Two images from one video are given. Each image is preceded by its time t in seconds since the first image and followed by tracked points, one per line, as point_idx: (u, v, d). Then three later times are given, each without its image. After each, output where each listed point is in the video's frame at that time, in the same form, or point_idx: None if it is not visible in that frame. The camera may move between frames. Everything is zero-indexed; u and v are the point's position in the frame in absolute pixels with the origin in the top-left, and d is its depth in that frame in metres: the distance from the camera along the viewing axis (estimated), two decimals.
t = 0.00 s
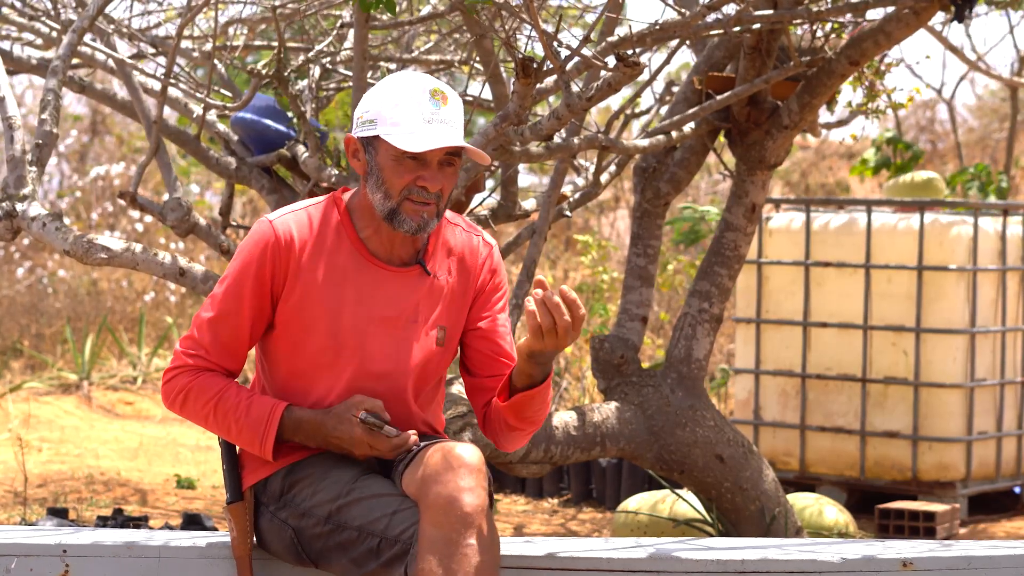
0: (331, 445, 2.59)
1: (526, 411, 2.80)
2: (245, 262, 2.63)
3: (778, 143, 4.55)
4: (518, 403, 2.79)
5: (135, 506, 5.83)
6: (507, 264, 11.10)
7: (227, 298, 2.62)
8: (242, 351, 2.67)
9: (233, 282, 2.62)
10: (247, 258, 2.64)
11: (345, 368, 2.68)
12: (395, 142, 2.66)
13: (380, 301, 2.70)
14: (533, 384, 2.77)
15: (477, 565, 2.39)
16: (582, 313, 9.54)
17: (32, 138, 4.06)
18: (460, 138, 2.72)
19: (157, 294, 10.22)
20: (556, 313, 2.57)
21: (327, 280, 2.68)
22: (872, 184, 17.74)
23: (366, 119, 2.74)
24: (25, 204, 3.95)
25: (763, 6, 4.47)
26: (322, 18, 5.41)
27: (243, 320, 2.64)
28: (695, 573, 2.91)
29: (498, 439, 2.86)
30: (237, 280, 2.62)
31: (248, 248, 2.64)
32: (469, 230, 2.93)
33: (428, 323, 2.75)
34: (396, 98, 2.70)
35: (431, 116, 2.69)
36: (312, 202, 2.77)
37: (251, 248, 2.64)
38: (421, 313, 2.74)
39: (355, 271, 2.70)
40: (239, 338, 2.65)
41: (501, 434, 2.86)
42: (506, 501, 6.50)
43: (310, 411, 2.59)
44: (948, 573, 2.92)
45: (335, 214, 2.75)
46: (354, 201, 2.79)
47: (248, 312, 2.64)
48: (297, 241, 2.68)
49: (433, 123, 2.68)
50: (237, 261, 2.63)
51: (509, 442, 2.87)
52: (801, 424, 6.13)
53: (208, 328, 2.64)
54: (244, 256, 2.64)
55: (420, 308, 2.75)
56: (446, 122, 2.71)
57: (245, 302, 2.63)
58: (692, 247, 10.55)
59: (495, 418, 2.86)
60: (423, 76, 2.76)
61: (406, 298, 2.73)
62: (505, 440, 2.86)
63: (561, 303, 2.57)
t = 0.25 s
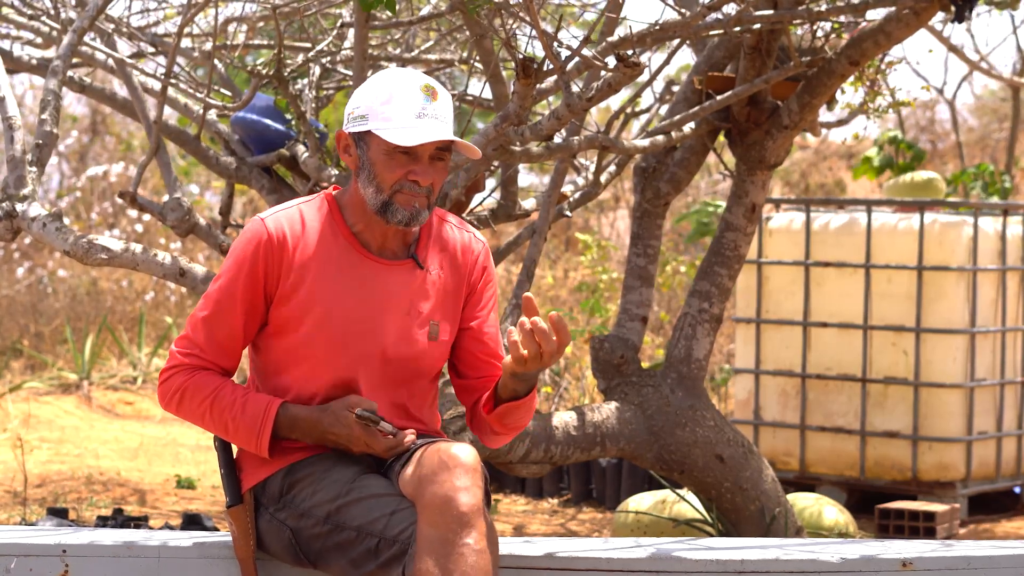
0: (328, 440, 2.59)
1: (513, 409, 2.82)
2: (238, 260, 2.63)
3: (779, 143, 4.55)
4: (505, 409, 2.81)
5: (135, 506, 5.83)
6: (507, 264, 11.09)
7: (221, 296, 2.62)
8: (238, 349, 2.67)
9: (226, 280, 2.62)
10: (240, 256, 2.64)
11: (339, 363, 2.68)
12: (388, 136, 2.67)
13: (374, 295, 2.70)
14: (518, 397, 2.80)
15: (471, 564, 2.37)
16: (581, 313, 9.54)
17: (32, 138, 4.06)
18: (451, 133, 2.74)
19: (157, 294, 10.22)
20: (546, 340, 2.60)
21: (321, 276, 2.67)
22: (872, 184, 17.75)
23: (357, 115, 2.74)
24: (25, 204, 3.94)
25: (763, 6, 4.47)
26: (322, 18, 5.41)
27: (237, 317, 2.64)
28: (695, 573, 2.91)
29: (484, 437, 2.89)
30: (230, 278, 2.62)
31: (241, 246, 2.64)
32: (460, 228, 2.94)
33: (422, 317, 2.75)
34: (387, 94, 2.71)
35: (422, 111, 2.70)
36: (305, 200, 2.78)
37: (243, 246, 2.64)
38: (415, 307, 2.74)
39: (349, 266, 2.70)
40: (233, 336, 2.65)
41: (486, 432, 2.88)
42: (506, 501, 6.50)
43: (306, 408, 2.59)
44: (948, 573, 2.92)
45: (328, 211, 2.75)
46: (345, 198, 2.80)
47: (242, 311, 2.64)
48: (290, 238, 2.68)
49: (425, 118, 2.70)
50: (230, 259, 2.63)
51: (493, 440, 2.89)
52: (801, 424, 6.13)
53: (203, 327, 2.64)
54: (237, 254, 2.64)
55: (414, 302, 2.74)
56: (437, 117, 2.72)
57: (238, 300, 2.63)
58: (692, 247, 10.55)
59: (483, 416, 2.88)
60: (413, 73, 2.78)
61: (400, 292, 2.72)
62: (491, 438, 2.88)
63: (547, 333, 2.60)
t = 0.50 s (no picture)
0: (325, 444, 2.59)
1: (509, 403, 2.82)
2: (234, 259, 2.63)
3: (778, 143, 4.55)
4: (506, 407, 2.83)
5: (135, 506, 5.83)
6: (506, 264, 11.10)
7: (217, 296, 2.62)
8: (234, 350, 2.67)
9: (221, 280, 2.62)
10: (235, 255, 2.63)
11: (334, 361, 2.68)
12: (384, 132, 2.67)
13: (369, 293, 2.70)
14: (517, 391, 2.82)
15: (469, 564, 2.37)
16: (581, 313, 9.54)
17: (32, 139, 4.06)
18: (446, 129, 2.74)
19: (157, 294, 10.22)
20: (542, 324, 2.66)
21: (315, 274, 2.67)
22: (872, 183, 17.75)
23: (352, 112, 2.74)
24: (24, 204, 3.94)
25: (763, 6, 4.47)
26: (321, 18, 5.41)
27: (233, 317, 2.64)
28: (694, 573, 2.91)
29: (480, 433, 2.88)
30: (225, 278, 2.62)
31: (236, 245, 2.64)
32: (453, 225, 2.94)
33: (417, 314, 2.75)
34: (382, 89, 2.71)
35: (417, 107, 2.70)
36: (299, 199, 2.78)
37: (238, 245, 2.64)
38: (410, 305, 2.74)
39: (344, 264, 2.70)
40: (230, 336, 2.65)
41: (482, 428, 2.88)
42: (506, 501, 6.50)
43: (305, 411, 2.60)
44: (947, 572, 2.92)
45: (322, 209, 2.75)
46: (338, 196, 2.79)
47: (238, 310, 2.64)
48: (284, 237, 2.68)
49: (420, 114, 2.69)
50: (225, 259, 2.63)
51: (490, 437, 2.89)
52: (801, 424, 6.13)
53: (199, 327, 2.64)
54: (232, 254, 2.64)
55: (408, 299, 2.74)
56: (432, 114, 2.72)
57: (234, 300, 2.63)
58: (692, 247, 10.55)
59: (479, 412, 2.88)
60: (406, 69, 2.78)
61: (394, 290, 2.72)
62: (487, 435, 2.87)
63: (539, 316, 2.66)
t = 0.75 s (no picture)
0: (332, 451, 2.61)
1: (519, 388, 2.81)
2: (231, 261, 2.63)
3: (778, 143, 4.55)
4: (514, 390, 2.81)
5: (135, 506, 5.83)
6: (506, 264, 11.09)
7: (216, 299, 2.62)
8: (236, 353, 2.66)
9: (220, 282, 2.62)
10: (233, 258, 2.63)
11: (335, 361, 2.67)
12: (375, 123, 2.68)
13: (367, 291, 2.70)
14: (523, 365, 2.79)
15: (468, 564, 2.37)
16: (581, 312, 9.54)
17: (32, 138, 4.06)
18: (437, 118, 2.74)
19: (157, 294, 10.22)
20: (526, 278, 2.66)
21: (314, 274, 2.67)
22: (873, 183, 17.75)
23: (344, 108, 2.75)
24: (23, 204, 3.94)
25: (763, 6, 4.47)
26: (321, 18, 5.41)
27: (234, 320, 2.64)
28: (694, 573, 2.91)
29: (497, 424, 2.87)
30: (224, 280, 2.62)
31: (233, 248, 2.64)
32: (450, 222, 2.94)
33: (416, 311, 2.75)
34: (371, 83, 2.72)
35: (407, 97, 2.71)
36: (294, 200, 2.78)
37: (236, 247, 2.64)
38: (409, 302, 2.74)
39: (342, 263, 2.70)
40: (231, 340, 2.64)
41: (498, 417, 2.86)
42: (506, 501, 6.50)
43: (310, 416, 2.61)
44: (947, 572, 2.92)
45: (318, 209, 2.76)
46: (334, 195, 2.80)
47: (238, 312, 2.64)
48: (282, 237, 2.68)
49: (410, 104, 2.70)
50: (224, 262, 2.63)
51: (509, 426, 2.87)
52: (800, 424, 6.13)
53: (200, 332, 2.64)
54: (230, 256, 2.64)
55: (407, 296, 2.74)
56: (423, 104, 2.73)
57: (233, 302, 2.63)
58: (692, 247, 10.55)
59: (492, 402, 2.86)
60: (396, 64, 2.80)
61: (392, 287, 2.72)
62: (505, 425, 2.86)
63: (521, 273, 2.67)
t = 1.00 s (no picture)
0: (334, 458, 2.61)
1: (528, 358, 2.76)
2: (228, 262, 2.64)
3: (778, 143, 4.55)
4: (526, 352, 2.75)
5: (135, 506, 5.83)
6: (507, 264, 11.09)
7: (215, 300, 2.63)
8: (236, 355, 2.66)
9: (217, 283, 2.63)
10: (230, 258, 2.65)
11: (334, 358, 2.67)
12: (360, 110, 2.68)
13: (364, 287, 2.70)
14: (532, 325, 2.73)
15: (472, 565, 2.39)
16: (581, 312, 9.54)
17: (32, 138, 4.06)
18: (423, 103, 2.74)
19: (157, 294, 10.22)
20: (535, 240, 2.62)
21: (311, 272, 2.68)
22: (873, 183, 17.75)
23: (332, 104, 2.76)
24: (24, 204, 3.94)
25: (763, 6, 4.47)
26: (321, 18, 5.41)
27: (233, 320, 2.64)
28: (694, 573, 2.91)
29: (520, 400, 2.82)
30: (222, 281, 2.63)
31: (231, 249, 2.65)
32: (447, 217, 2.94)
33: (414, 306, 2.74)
34: (356, 73, 2.73)
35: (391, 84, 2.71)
36: (289, 201, 2.79)
37: (232, 248, 2.65)
38: (407, 297, 2.74)
39: (338, 260, 2.70)
40: (231, 341, 2.65)
41: (519, 392, 2.81)
42: (506, 501, 6.50)
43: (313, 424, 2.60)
44: (947, 572, 2.92)
45: (313, 208, 2.77)
46: (328, 194, 2.81)
47: (237, 312, 2.64)
48: (278, 237, 2.69)
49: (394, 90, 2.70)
50: (221, 263, 2.64)
51: (529, 401, 2.83)
52: (800, 424, 6.13)
53: (199, 335, 2.64)
54: (227, 257, 2.65)
55: (405, 291, 2.74)
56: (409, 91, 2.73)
57: (232, 302, 2.64)
58: (692, 247, 10.55)
59: (508, 380, 2.82)
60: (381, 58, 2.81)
61: (390, 282, 2.72)
62: (520, 403, 2.83)
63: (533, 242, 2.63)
